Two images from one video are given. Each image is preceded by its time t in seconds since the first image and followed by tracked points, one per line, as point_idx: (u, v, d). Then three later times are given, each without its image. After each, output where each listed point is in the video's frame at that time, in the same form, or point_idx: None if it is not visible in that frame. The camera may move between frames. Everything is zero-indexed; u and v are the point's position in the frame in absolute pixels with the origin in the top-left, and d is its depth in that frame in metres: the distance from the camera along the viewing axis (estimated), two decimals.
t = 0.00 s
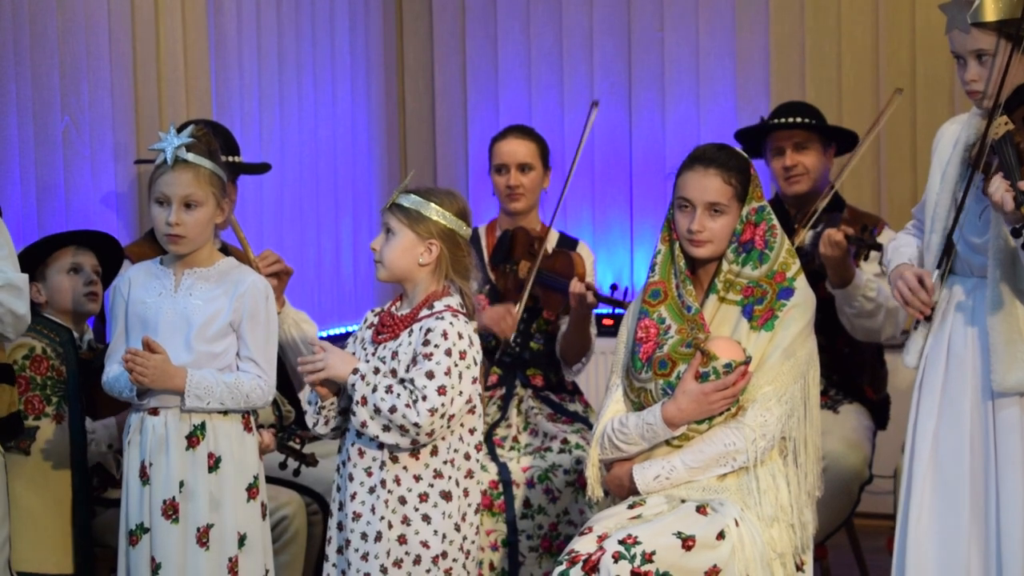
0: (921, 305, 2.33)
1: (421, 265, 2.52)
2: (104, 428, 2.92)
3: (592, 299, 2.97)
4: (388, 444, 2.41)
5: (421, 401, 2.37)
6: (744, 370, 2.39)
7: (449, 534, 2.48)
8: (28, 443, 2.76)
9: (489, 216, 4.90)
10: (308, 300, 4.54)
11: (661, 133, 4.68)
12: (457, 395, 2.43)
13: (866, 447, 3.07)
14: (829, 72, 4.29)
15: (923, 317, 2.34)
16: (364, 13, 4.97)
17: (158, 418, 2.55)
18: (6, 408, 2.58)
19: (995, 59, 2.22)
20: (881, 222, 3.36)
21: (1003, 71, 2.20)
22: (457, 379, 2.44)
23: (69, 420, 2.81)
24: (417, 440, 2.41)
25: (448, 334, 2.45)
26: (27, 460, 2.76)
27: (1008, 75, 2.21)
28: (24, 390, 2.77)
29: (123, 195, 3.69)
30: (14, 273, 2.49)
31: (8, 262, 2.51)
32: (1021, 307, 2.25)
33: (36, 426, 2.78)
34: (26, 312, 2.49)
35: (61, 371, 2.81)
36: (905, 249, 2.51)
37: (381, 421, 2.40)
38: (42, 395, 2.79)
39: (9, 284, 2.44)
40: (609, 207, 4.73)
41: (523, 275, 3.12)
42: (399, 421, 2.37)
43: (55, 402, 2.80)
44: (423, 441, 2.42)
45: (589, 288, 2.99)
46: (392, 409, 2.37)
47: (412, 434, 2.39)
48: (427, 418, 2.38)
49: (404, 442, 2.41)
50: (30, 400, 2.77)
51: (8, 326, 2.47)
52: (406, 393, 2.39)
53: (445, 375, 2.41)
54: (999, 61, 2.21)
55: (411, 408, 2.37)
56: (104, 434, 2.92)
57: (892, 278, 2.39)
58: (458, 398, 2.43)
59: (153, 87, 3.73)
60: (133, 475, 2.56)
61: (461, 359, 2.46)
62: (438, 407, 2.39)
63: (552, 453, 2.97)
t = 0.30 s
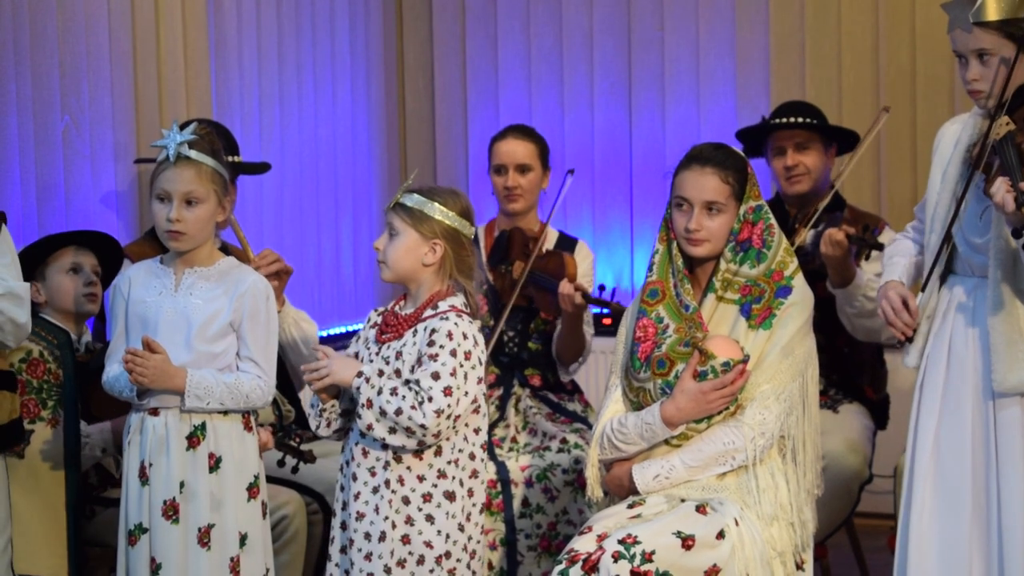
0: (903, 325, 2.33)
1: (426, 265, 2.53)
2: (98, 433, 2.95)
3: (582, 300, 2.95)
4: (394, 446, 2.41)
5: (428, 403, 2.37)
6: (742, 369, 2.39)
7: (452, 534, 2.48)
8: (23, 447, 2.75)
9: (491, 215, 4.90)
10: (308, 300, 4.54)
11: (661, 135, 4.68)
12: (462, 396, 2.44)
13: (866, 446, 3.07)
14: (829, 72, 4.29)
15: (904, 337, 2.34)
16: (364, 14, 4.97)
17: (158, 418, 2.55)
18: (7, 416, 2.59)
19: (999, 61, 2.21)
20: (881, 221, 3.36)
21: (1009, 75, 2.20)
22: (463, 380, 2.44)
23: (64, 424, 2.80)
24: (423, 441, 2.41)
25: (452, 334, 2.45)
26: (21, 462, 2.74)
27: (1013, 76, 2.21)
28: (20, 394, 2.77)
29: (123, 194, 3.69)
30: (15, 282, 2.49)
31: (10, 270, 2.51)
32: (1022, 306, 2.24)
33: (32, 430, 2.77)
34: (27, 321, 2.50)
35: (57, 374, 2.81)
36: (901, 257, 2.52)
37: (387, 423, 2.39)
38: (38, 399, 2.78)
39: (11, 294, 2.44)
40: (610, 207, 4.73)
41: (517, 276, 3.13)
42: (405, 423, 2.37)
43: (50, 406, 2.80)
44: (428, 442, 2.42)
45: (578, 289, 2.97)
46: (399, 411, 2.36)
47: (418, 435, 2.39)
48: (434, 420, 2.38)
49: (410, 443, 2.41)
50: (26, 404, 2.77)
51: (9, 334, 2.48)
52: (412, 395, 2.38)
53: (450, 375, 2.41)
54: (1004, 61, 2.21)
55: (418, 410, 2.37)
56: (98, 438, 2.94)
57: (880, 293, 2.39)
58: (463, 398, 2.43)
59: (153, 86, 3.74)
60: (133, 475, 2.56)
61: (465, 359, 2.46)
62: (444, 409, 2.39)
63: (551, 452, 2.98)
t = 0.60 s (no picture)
0: (921, 275, 2.31)
1: (426, 264, 2.53)
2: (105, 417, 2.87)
3: (569, 295, 2.95)
4: (396, 446, 2.41)
5: (430, 403, 2.37)
6: (742, 369, 2.39)
7: (455, 533, 2.48)
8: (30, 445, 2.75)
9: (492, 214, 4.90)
10: (308, 300, 4.55)
11: (661, 136, 4.68)
12: (464, 395, 2.44)
13: (865, 446, 3.07)
14: (829, 71, 4.29)
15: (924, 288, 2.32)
16: (364, 13, 4.97)
17: (158, 418, 2.55)
18: (6, 405, 2.56)
19: (999, 58, 2.21)
20: (881, 221, 3.36)
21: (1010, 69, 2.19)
22: (464, 379, 2.44)
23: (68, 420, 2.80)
24: (425, 441, 2.41)
25: (454, 334, 2.45)
26: (25, 462, 2.77)
27: (1011, 73, 2.20)
28: (23, 395, 2.76)
29: (124, 194, 3.67)
30: (15, 269, 2.48)
31: (8, 258, 2.51)
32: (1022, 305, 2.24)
33: (37, 428, 2.78)
34: (26, 308, 2.49)
35: (60, 374, 2.81)
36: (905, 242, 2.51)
37: (389, 423, 2.39)
38: (42, 399, 2.78)
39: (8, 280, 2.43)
40: (610, 207, 4.73)
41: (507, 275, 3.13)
42: (407, 423, 2.37)
43: (54, 405, 2.80)
44: (431, 442, 2.42)
45: (566, 285, 2.97)
46: (401, 411, 2.36)
47: (421, 435, 2.39)
48: (436, 420, 2.38)
49: (413, 444, 2.41)
50: (29, 404, 2.77)
51: (8, 322, 2.47)
52: (414, 395, 2.39)
53: (452, 375, 2.41)
54: (1003, 59, 2.21)
55: (419, 410, 2.37)
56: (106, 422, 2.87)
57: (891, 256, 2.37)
58: (465, 397, 2.43)
59: (154, 87, 3.72)
60: (133, 475, 2.56)
61: (467, 359, 2.46)
62: (446, 408, 2.39)
63: (550, 452, 2.98)
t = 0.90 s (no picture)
0: (923, 276, 2.33)
1: (425, 263, 2.53)
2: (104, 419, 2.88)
3: (575, 291, 2.96)
4: (398, 444, 2.41)
5: (431, 400, 2.37)
6: (743, 369, 2.39)
7: (457, 531, 2.48)
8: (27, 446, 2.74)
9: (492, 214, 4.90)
10: (308, 299, 4.55)
11: (662, 136, 4.68)
12: (465, 392, 2.44)
13: (865, 445, 3.08)
14: (829, 71, 4.28)
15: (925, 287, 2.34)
16: (364, 12, 4.97)
17: (158, 417, 2.55)
18: (5, 406, 2.54)
19: (1001, 58, 2.21)
20: (882, 220, 3.37)
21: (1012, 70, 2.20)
22: (465, 376, 2.44)
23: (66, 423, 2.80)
24: (427, 438, 2.41)
25: (454, 331, 2.45)
26: (24, 463, 2.77)
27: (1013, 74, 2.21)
28: (22, 395, 2.77)
29: (123, 194, 3.66)
30: (13, 270, 2.47)
31: (7, 259, 2.50)
32: None
33: (35, 429, 2.77)
34: (24, 309, 2.49)
35: (60, 375, 2.81)
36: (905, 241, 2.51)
37: (390, 421, 2.39)
38: (40, 400, 2.79)
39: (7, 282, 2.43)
40: (610, 206, 4.74)
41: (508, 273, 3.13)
42: (409, 421, 2.37)
43: (53, 406, 2.80)
44: (432, 439, 2.42)
45: (573, 280, 2.97)
46: (402, 409, 2.36)
47: (422, 433, 2.39)
48: (437, 417, 2.38)
49: (414, 441, 2.41)
50: (28, 404, 2.77)
51: (7, 323, 2.47)
52: (416, 393, 2.39)
53: (453, 372, 2.41)
54: (1006, 59, 2.21)
55: (421, 408, 2.37)
56: (104, 424, 2.88)
57: (892, 256, 2.39)
58: (466, 394, 2.43)
59: (153, 86, 3.68)
60: (133, 474, 2.56)
61: (467, 356, 2.46)
62: (447, 406, 2.39)
63: (552, 451, 2.99)
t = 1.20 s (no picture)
0: (912, 304, 2.33)
1: (423, 262, 2.53)
2: (93, 434, 2.92)
3: (556, 288, 2.97)
4: (397, 442, 2.40)
5: (429, 399, 2.37)
6: (743, 368, 2.39)
7: (456, 530, 2.47)
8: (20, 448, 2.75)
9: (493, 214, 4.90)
10: (308, 299, 4.54)
11: (663, 135, 4.68)
12: (463, 390, 2.43)
13: (865, 444, 3.07)
14: (830, 70, 4.28)
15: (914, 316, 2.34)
16: (364, 12, 4.97)
17: (160, 415, 2.55)
18: (5, 405, 2.52)
19: (1003, 54, 2.21)
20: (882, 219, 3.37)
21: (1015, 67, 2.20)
22: (463, 374, 2.44)
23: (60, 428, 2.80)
24: (425, 437, 2.41)
25: (452, 329, 2.44)
26: (20, 464, 2.75)
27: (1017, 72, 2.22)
28: (18, 396, 2.77)
29: (124, 193, 3.66)
30: (14, 269, 2.46)
31: (8, 258, 2.49)
32: None
33: (30, 432, 2.78)
34: (25, 308, 2.47)
35: (56, 377, 2.81)
36: (902, 248, 2.53)
37: (389, 420, 2.39)
38: (36, 402, 2.78)
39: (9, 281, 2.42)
40: (611, 205, 4.74)
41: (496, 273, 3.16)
42: (407, 419, 2.36)
43: (48, 409, 2.80)
44: (431, 437, 2.42)
45: (554, 277, 2.99)
46: (400, 408, 2.36)
47: (421, 431, 2.39)
48: (435, 415, 2.38)
49: (412, 440, 2.40)
50: (24, 406, 2.77)
51: (8, 322, 2.46)
52: (413, 391, 2.38)
53: (450, 370, 2.41)
54: (1009, 55, 2.20)
55: (419, 406, 2.37)
56: (92, 439, 2.92)
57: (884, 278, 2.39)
58: (464, 392, 2.43)
59: (153, 87, 3.68)
60: (135, 473, 2.56)
61: (465, 354, 2.46)
62: (445, 404, 2.39)
63: (551, 450, 2.98)
